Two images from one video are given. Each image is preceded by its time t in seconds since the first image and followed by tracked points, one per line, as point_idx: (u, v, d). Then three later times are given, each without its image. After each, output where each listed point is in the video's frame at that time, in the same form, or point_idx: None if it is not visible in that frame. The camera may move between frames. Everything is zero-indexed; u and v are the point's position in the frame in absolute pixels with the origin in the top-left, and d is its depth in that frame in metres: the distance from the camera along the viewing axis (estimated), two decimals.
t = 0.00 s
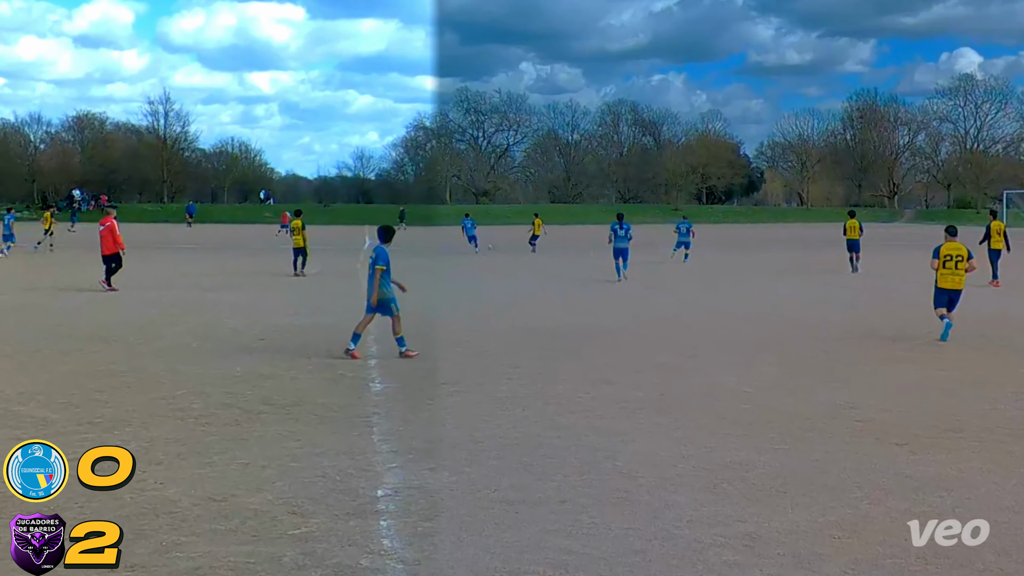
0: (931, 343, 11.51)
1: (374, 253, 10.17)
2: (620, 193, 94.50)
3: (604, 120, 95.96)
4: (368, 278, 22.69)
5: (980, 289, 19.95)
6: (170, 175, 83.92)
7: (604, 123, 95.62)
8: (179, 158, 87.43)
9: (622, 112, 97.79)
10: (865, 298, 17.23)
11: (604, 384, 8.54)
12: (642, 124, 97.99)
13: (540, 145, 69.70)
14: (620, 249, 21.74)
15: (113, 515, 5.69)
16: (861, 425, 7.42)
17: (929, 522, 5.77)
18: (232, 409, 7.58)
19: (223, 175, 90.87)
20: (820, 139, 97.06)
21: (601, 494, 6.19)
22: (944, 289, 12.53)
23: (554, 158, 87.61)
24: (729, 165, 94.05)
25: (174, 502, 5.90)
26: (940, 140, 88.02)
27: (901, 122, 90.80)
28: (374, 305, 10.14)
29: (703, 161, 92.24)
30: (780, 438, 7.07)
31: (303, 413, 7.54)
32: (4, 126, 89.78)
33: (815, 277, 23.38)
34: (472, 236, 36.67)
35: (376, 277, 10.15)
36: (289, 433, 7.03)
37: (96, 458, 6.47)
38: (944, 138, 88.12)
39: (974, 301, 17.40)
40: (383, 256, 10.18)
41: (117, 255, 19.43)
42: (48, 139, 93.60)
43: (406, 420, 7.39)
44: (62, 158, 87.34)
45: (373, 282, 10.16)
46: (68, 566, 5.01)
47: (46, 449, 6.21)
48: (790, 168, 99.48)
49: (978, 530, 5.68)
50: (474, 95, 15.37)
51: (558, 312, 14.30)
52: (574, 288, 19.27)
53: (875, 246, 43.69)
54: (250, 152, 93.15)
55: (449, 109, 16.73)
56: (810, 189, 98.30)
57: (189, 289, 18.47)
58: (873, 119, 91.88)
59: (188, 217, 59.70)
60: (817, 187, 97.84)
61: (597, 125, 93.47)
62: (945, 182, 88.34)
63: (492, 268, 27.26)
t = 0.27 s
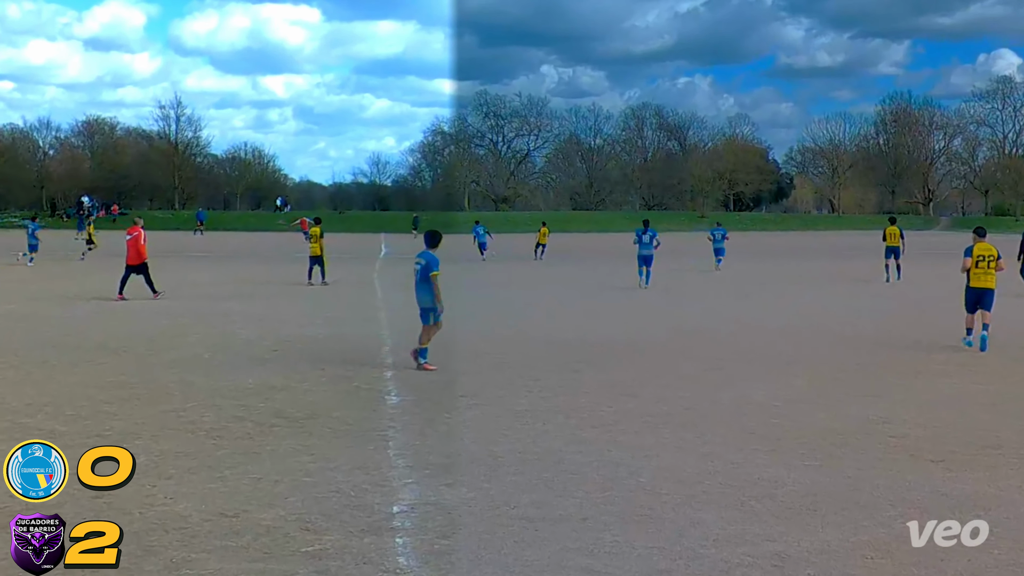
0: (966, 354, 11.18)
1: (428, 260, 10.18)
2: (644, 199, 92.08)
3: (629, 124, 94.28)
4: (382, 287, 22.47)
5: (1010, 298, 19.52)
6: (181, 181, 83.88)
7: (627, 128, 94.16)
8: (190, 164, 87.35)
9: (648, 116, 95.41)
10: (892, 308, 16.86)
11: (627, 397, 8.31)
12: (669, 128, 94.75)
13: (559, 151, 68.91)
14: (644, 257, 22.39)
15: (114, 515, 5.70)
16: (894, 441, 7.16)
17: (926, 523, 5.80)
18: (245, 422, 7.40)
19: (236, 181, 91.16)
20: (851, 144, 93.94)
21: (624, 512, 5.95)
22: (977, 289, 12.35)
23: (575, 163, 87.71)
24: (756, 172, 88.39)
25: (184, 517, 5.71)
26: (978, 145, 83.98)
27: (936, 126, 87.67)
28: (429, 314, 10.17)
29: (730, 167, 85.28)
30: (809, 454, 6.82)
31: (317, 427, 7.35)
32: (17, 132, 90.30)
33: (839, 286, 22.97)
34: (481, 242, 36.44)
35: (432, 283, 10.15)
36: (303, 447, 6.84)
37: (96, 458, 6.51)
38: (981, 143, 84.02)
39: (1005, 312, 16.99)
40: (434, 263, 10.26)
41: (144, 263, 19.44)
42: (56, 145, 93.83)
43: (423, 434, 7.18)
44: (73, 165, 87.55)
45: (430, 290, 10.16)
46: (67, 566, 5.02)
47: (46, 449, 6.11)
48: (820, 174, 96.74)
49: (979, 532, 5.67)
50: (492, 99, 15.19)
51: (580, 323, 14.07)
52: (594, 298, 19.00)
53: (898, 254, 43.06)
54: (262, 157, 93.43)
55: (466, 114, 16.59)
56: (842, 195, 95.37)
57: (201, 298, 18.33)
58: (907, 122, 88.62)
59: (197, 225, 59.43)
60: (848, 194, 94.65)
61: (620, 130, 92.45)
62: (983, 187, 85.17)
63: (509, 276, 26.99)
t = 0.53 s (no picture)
0: (997, 364, 10.94)
1: (474, 269, 10.20)
2: (666, 204, 92.22)
3: (650, 128, 92.32)
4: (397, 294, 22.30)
5: None
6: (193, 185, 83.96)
7: (649, 130, 92.23)
8: (202, 168, 87.39)
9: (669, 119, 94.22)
10: (916, 317, 16.56)
11: (648, 408, 8.14)
12: (690, 131, 94.16)
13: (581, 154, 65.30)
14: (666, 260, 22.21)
15: (115, 516, 5.71)
16: (924, 454, 6.96)
17: (934, 532, 5.67)
18: (257, 433, 7.27)
19: (248, 186, 91.57)
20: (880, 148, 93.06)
21: (646, 527, 5.75)
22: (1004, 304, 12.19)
23: (598, 169, 84.99)
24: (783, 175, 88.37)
25: (195, 530, 5.57)
26: (1012, 149, 83.10)
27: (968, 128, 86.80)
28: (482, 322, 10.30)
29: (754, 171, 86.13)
30: (836, 468, 6.62)
31: (330, 438, 7.21)
32: (31, 137, 90.93)
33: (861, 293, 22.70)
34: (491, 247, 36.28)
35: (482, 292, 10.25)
36: (315, 458, 6.70)
37: (96, 458, 6.58)
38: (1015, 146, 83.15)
39: None
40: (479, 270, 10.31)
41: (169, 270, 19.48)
42: (67, 150, 94.09)
43: (439, 446, 7.03)
44: (83, 170, 87.72)
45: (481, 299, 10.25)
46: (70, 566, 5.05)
47: (45, 449, 6.17)
48: (848, 178, 95.45)
49: (984, 540, 5.59)
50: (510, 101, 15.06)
51: (599, 332, 13.89)
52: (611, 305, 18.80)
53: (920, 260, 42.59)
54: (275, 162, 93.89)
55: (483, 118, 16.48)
56: (870, 201, 94.06)
57: (213, 306, 18.22)
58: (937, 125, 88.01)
59: (209, 231, 59.39)
60: (878, 200, 93.64)
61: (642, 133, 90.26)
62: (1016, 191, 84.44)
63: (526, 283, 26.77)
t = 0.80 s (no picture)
0: None
1: (521, 271, 10.32)
2: (691, 209, 90.72)
3: (676, 130, 88.56)
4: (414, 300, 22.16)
5: None
6: (209, 189, 84.15)
7: (671, 134, 88.58)
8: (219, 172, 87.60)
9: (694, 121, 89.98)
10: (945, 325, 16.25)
11: (673, 418, 7.99)
12: (716, 134, 89.64)
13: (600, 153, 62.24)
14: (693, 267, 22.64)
15: (115, 515, 5.72)
16: (957, 466, 6.77)
17: (944, 544, 5.50)
18: (274, 441, 7.17)
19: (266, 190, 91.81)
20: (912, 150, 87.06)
21: (670, 538, 5.58)
22: None
23: (618, 173, 83.73)
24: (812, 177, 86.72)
25: (211, 541, 5.46)
26: None
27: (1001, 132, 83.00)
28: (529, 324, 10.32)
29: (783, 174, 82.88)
30: (866, 479, 6.45)
31: (347, 447, 7.11)
32: (47, 141, 91.52)
33: (887, 301, 22.31)
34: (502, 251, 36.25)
35: (526, 295, 10.35)
36: (332, 468, 6.59)
37: (97, 458, 6.62)
38: None
39: None
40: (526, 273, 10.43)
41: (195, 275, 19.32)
42: (80, 153, 94.98)
43: (458, 455, 6.91)
44: (98, 173, 88.24)
45: (525, 301, 10.33)
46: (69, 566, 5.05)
47: (46, 448, 6.15)
48: (880, 182, 91.08)
49: (995, 553, 5.40)
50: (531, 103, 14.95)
51: (621, 339, 13.70)
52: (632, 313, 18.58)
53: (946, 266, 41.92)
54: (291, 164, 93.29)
55: (504, 120, 16.38)
56: (902, 205, 90.64)
57: (228, 312, 18.16)
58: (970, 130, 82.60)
59: (223, 236, 59.39)
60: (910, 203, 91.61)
61: (666, 135, 87.32)
62: None
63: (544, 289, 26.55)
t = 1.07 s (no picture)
0: None
1: (569, 281, 10.01)
2: (716, 212, 88.71)
3: (701, 132, 88.30)
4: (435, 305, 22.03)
5: None
6: (227, 191, 84.43)
7: (697, 135, 88.59)
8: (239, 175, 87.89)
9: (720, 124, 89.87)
10: (974, 330, 15.96)
11: (698, 425, 7.87)
12: (742, 136, 89.17)
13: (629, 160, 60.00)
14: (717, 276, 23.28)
15: (113, 515, 5.75)
16: (990, 475, 6.61)
17: (950, 554, 5.37)
18: (293, 448, 7.10)
19: (286, 193, 92.76)
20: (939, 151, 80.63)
21: (694, 547, 5.47)
22: None
23: (644, 175, 83.46)
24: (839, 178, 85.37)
25: (229, 548, 5.39)
26: None
27: None
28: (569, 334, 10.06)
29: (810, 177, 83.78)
30: (895, 488, 6.32)
31: (366, 453, 7.04)
32: (66, 143, 92.33)
33: (914, 306, 21.91)
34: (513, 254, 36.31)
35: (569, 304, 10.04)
36: (352, 474, 6.52)
37: (96, 458, 6.70)
38: None
39: None
40: (576, 282, 10.09)
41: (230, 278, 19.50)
42: (99, 155, 95.72)
43: (479, 462, 6.83)
44: (117, 176, 88.73)
45: (568, 311, 10.04)
46: (68, 566, 5.07)
47: (45, 450, 6.32)
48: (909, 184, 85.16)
49: (1005, 563, 5.28)
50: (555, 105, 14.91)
51: (646, 345, 13.55)
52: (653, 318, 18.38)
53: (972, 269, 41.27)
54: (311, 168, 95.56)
55: (525, 123, 16.35)
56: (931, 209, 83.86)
57: (246, 317, 18.15)
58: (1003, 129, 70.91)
59: (242, 240, 59.55)
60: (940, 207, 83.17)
61: (692, 138, 86.74)
62: None
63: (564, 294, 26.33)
